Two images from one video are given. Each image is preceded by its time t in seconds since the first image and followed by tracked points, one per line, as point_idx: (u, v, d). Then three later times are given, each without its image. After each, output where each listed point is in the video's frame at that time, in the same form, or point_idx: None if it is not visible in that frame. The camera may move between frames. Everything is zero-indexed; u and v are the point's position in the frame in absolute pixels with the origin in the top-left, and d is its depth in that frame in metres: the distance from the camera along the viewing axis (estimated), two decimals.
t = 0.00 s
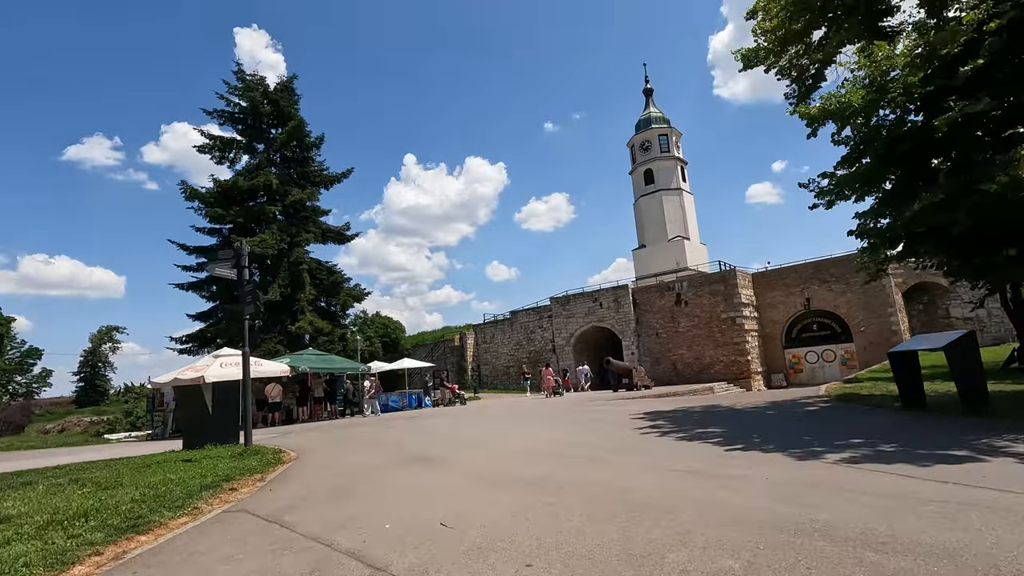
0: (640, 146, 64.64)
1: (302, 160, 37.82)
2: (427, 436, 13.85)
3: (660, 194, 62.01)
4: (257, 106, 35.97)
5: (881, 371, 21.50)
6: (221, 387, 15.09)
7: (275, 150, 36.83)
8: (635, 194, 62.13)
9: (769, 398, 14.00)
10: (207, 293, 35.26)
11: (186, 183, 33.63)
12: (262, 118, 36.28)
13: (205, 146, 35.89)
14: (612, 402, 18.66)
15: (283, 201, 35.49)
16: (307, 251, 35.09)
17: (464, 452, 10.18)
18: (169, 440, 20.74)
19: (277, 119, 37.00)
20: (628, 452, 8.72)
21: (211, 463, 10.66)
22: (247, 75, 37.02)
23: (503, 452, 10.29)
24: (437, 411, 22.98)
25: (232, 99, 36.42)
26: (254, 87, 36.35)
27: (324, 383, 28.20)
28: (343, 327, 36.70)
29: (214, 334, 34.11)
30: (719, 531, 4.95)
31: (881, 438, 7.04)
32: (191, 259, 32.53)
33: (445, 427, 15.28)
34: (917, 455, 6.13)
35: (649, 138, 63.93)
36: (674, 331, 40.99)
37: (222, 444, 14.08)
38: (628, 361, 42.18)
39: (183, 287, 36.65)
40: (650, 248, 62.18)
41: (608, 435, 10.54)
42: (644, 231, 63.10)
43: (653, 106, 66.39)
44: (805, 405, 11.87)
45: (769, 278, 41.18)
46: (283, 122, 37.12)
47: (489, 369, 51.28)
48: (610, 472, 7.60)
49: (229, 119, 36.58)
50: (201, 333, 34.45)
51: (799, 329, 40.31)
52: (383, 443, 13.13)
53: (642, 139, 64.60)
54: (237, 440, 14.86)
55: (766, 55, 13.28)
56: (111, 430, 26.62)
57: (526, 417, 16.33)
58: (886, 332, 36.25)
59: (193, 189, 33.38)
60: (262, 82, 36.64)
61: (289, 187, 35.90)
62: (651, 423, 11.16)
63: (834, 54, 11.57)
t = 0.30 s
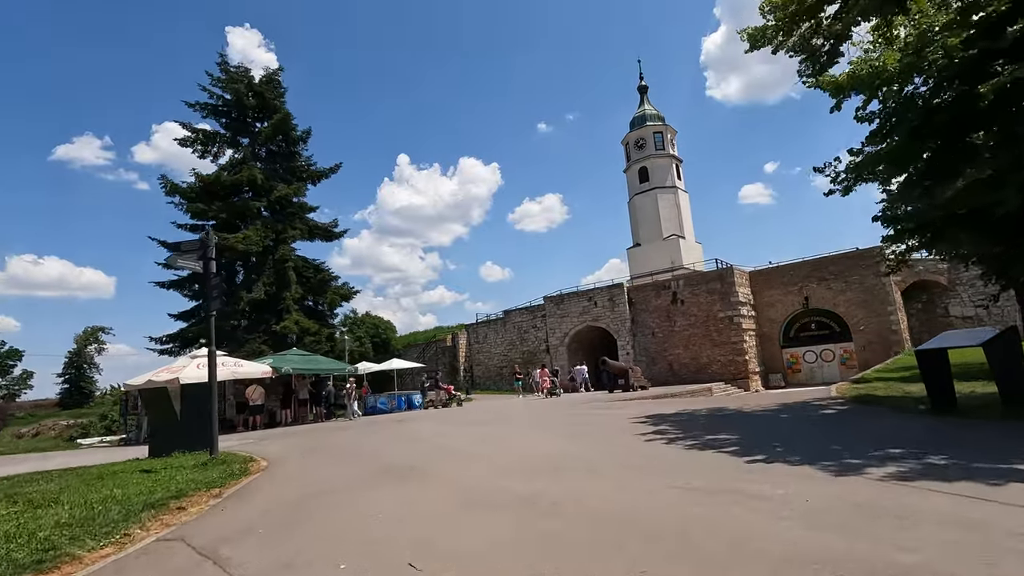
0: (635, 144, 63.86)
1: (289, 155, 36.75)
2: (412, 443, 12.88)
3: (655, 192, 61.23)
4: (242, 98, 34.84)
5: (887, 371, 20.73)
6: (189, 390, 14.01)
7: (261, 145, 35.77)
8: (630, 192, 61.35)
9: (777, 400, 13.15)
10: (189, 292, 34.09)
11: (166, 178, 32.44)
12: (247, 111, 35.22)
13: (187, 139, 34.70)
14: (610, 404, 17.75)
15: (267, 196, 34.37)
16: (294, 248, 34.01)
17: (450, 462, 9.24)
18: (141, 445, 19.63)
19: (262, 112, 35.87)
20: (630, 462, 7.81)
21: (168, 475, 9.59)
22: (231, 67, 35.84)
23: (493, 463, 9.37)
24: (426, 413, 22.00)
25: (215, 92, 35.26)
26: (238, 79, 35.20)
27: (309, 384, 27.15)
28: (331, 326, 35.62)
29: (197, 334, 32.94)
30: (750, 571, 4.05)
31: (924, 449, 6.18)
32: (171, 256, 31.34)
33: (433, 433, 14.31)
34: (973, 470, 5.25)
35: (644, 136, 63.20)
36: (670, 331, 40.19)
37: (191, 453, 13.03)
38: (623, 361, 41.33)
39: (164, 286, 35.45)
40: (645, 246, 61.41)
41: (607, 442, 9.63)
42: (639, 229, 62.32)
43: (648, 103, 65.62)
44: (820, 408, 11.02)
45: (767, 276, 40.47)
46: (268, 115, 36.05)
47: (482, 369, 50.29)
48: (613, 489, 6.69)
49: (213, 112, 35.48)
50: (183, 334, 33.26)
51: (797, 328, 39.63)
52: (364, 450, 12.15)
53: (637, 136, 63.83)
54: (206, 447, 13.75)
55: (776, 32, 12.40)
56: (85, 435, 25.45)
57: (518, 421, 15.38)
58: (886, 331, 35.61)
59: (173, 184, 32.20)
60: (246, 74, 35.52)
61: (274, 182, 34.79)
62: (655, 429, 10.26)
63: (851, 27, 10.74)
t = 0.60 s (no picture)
0: (629, 141, 63.08)
1: (274, 149, 35.62)
2: (392, 450, 11.90)
3: (649, 190, 60.49)
4: (224, 90, 33.69)
5: (891, 370, 19.99)
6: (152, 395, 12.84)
7: (244, 138, 34.62)
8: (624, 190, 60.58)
9: (784, 401, 12.31)
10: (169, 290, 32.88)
11: (144, 172, 31.21)
12: (229, 104, 34.08)
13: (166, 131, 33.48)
14: (605, 406, 16.86)
15: (251, 191, 33.24)
16: (278, 245, 32.91)
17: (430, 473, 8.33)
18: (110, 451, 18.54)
19: (246, 104, 34.74)
20: (631, 472, 6.94)
21: (116, 488, 8.61)
22: (212, 57, 34.64)
23: (478, 475, 8.40)
24: (412, 416, 21.05)
25: (197, 83, 34.07)
26: (220, 70, 34.02)
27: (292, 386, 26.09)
28: (317, 325, 34.51)
29: (177, 334, 31.75)
30: None
31: (973, 461, 5.34)
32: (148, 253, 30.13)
33: (416, 439, 13.33)
34: None
35: (638, 133, 62.43)
36: (665, 330, 39.42)
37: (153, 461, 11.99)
38: (618, 361, 40.51)
39: (143, 284, 34.24)
40: (639, 245, 60.65)
41: (605, 449, 8.71)
42: (633, 228, 61.59)
43: (642, 100, 64.85)
44: (835, 410, 10.17)
45: (763, 274, 39.80)
46: (252, 107, 34.91)
47: (473, 370, 49.31)
48: (615, 504, 5.77)
49: (194, 104, 34.31)
50: (162, 333, 32.05)
51: (793, 327, 39.00)
52: (340, 459, 11.18)
53: (631, 134, 63.06)
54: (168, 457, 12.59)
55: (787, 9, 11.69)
56: (55, 439, 24.28)
57: (508, 425, 14.43)
58: (884, 330, 35.04)
59: (151, 178, 30.99)
60: (229, 65, 34.32)
61: (258, 176, 33.68)
62: (658, 434, 9.36)
63: None
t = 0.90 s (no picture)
0: (622, 139, 62.37)
1: (257, 142, 34.52)
2: (370, 459, 10.92)
3: (643, 188, 59.77)
4: (205, 81, 32.55)
5: (896, 371, 19.25)
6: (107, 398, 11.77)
7: (227, 131, 33.54)
8: (617, 188, 59.82)
9: (793, 404, 11.44)
10: (147, 288, 31.69)
11: (120, 165, 30.01)
12: (211, 95, 32.98)
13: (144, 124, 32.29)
14: (600, 409, 15.96)
15: (233, 186, 32.15)
16: (262, 241, 31.81)
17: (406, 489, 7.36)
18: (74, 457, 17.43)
19: (228, 96, 33.67)
20: (635, 485, 6.00)
21: (48, 505, 7.57)
22: (193, 47, 33.50)
23: (460, 490, 7.46)
24: (397, 420, 20.06)
25: (177, 74, 32.93)
26: (201, 60, 32.88)
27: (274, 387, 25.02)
28: (302, 325, 33.41)
29: (155, 333, 30.59)
30: None
31: None
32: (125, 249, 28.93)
33: (397, 446, 12.37)
34: None
35: (631, 131, 61.70)
36: (660, 330, 38.64)
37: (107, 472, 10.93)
38: (612, 361, 39.71)
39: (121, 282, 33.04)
40: (632, 244, 59.91)
41: (603, 459, 7.79)
42: (626, 226, 60.85)
43: (636, 98, 64.16)
44: (853, 413, 9.31)
45: (759, 272, 39.14)
46: (235, 99, 33.82)
47: (465, 371, 48.35)
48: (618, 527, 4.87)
49: (174, 96, 33.16)
50: (140, 334, 30.87)
51: (790, 327, 38.35)
52: (311, 468, 10.19)
53: (624, 131, 62.34)
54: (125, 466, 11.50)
55: None
56: (23, 444, 23.09)
57: (497, 431, 13.49)
58: (882, 329, 34.46)
59: (128, 172, 29.81)
60: (211, 56, 33.19)
61: (241, 171, 32.59)
62: (660, 441, 8.47)
63: None
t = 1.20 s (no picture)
0: (615, 137, 61.67)
1: (240, 136, 33.46)
2: (344, 471, 10.04)
3: (636, 186, 59.09)
4: (184, 71, 31.42)
5: (900, 372, 18.58)
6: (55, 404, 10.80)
7: (207, 124, 32.55)
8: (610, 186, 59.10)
9: (801, 407, 10.65)
10: (123, 286, 30.52)
11: (94, 158, 28.86)
12: (191, 87, 31.86)
13: (120, 116, 31.12)
14: (593, 412, 15.12)
15: (213, 180, 31.06)
16: (243, 238, 30.75)
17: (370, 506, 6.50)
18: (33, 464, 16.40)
19: (209, 88, 32.56)
20: (631, 505, 5.17)
21: None
22: (173, 37, 32.35)
23: (436, 509, 6.61)
24: (380, 423, 19.15)
25: (155, 64, 31.79)
26: (180, 50, 31.73)
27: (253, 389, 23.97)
28: (286, 324, 32.35)
29: (132, 333, 29.44)
30: None
31: None
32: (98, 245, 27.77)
33: (376, 454, 11.49)
34: None
35: (624, 128, 61.03)
36: (654, 329, 37.92)
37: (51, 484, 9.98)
38: (604, 361, 38.96)
39: (96, 279, 31.86)
40: (625, 243, 59.21)
41: (598, 472, 6.96)
42: (619, 225, 60.16)
43: (629, 96, 63.47)
44: (870, 416, 8.54)
45: (753, 271, 38.53)
46: (216, 91, 32.73)
47: (455, 372, 47.39)
48: (608, 559, 4.04)
49: (152, 87, 31.99)
50: (115, 333, 29.69)
51: (785, 326, 37.76)
52: (278, 479, 9.31)
53: (617, 129, 61.63)
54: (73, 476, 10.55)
55: None
56: None
57: (483, 437, 12.61)
58: (879, 329, 33.92)
59: (102, 165, 28.65)
60: (191, 46, 32.06)
61: (222, 165, 31.48)
62: (661, 449, 7.66)
63: None
